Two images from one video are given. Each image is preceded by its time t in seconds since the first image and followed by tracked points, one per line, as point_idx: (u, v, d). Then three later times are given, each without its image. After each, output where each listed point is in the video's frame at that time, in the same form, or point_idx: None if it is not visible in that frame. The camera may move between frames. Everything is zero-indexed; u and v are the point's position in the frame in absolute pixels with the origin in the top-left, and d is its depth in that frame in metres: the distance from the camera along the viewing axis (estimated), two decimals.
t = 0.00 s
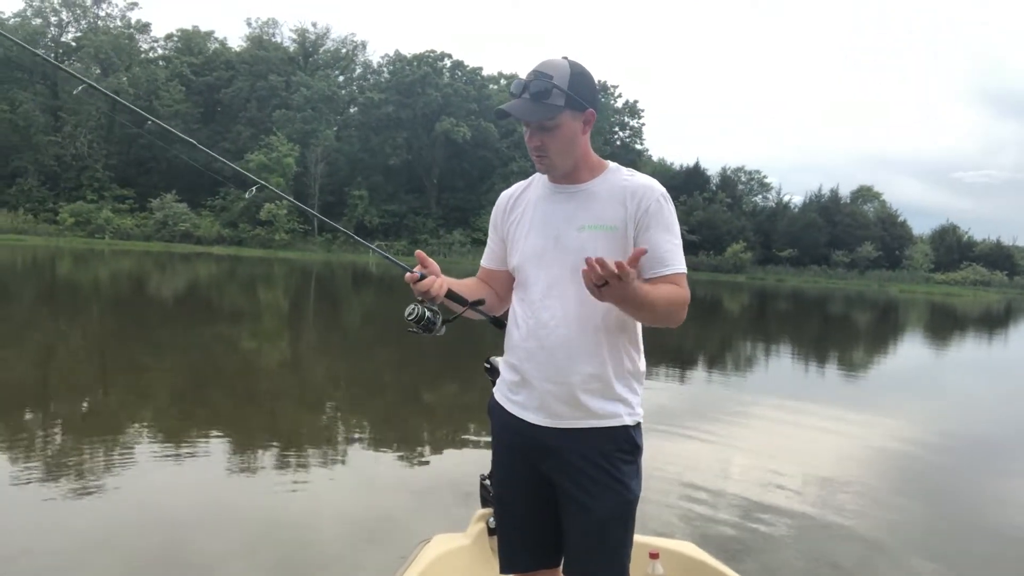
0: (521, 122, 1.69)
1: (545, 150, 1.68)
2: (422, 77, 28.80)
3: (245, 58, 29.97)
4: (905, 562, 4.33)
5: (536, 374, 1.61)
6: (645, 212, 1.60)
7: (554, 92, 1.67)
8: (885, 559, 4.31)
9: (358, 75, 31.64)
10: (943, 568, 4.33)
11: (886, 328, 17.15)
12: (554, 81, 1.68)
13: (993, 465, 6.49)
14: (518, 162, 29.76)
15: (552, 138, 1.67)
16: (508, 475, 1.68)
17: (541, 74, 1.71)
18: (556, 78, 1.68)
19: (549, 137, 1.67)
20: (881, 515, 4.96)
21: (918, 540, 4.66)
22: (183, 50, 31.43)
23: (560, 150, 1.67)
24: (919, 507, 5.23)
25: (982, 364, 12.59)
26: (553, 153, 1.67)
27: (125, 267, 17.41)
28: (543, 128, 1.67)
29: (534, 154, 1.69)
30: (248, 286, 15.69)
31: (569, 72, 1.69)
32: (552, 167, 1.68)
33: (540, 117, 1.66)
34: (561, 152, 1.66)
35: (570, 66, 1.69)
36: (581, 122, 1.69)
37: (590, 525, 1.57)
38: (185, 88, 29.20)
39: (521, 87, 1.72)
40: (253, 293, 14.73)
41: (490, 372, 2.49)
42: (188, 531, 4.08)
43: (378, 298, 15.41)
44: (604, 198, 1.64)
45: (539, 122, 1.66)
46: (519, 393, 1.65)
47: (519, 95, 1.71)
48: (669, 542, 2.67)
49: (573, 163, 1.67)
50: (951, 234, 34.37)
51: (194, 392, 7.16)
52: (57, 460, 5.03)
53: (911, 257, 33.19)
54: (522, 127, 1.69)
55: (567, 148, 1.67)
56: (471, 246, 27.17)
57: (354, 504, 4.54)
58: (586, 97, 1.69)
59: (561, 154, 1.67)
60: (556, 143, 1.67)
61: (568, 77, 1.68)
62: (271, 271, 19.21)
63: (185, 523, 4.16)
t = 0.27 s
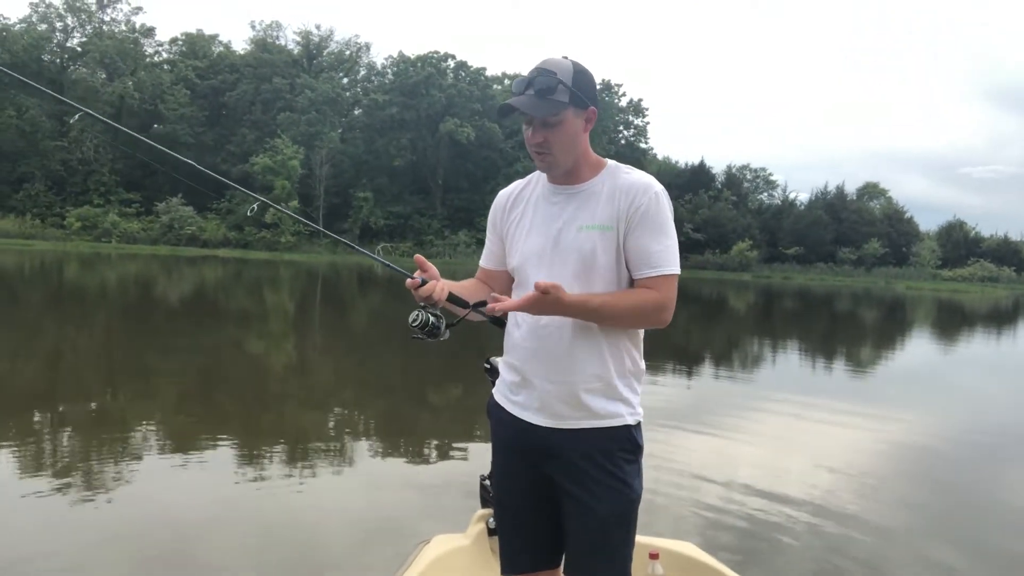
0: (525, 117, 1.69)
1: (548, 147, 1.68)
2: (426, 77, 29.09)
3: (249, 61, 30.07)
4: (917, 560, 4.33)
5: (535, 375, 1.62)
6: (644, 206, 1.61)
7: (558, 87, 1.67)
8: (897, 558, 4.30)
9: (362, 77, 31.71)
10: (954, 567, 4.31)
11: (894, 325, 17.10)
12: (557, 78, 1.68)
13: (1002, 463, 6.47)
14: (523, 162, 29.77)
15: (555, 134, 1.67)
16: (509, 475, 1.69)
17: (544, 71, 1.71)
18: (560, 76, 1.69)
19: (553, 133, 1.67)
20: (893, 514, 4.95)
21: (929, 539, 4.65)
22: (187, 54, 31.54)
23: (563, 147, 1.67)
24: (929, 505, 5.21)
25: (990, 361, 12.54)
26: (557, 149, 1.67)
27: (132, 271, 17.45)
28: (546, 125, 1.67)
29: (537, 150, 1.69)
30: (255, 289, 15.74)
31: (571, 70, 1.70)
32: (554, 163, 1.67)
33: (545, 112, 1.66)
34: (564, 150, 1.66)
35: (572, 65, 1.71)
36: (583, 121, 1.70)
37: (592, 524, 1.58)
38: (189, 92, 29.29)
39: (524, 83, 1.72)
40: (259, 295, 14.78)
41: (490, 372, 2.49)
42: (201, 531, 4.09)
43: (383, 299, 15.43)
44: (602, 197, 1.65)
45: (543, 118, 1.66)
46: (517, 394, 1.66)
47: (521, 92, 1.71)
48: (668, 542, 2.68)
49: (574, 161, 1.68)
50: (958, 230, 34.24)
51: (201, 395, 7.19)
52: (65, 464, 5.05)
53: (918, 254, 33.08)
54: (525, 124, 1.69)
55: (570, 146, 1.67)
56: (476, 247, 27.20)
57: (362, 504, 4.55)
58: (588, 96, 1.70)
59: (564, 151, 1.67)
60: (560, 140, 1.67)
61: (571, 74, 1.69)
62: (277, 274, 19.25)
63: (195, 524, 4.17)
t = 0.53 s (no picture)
0: (538, 101, 1.69)
1: (559, 133, 1.68)
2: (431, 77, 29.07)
3: (254, 61, 30.15)
4: (924, 557, 4.32)
5: (533, 376, 1.63)
6: (642, 201, 1.62)
7: (575, 76, 1.69)
8: (902, 555, 4.30)
9: (367, 77, 31.77)
10: (962, 565, 4.31)
11: (900, 324, 17.06)
12: (572, 69, 1.70)
13: (1009, 460, 6.45)
14: (528, 162, 29.79)
15: (566, 123, 1.68)
16: (507, 477, 1.70)
17: (559, 61, 1.72)
18: (574, 68, 1.71)
19: (565, 121, 1.68)
20: (899, 511, 4.94)
21: (935, 537, 4.63)
22: (193, 55, 31.65)
23: (573, 137, 1.68)
24: (936, 502, 5.20)
25: (996, 359, 12.50)
26: (567, 138, 1.68)
27: (139, 271, 17.52)
28: (560, 110, 1.68)
29: (546, 136, 1.69)
30: (261, 289, 15.79)
31: (585, 64, 1.73)
32: (562, 152, 1.68)
33: (561, 98, 1.67)
34: (574, 139, 1.68)
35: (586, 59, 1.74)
36: (590, 114, 1.73)
37: (588, 525, 1.59)
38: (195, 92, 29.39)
39: (536, 68, 1.72)
40: (264, 295, 14.83)
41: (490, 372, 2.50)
42: (205, 533, 4.10)
43: (389, 299, 15.46)
44: (601, 194, 1.66)
45: (558, 104, 1.67)
46: (515, 394, 1.67)
47: (537, 74, 1.71)
48: (668, 541, 2.69)
49: (581, 152, 1.69)
50: (965, 228, 34.10)
51: (207, 395, 7.23)
52: (73, 465, 5.08)
53: (925, 252, 32.97)
54: (538, 107, 1.69)
55: (579, 136, 1.69)
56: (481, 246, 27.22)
57: (368, 505, 4.56)
58: (597, 93, 1.74)
59: (573, 142, 1.68)
60: (572, 128, 1.69)
61: (584, 68, 1.72)
62: (283, 274, 19.31)
63: (203, 525, 4.19)
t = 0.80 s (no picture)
0: (547, 93, 1.70)
1: (566, 126, 1.68)
2: (436, 77, 28.74)
3: (260, 60, 30.16)
4: (931, 559, 4.30)
5: (535, 374, 1.63)
6: (645, 203, 1.62)
7: (584, 72, 1.70)
8: (910, 556, 4.28)
9: (373, 76, 31.76)
10: (969, 567, 4.29)
11: (906, 325, 16.97)
12: (582, 64, 1.70)
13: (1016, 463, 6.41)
14: (533, 161, 29.75)
15: (573, 117, 1.69)
16: (509, 475, 1.70)
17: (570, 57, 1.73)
18: (585, 64, 1.71)
19: (573, 115, 1.68)
20: (905, 513, 4.92)
21: (942, 538, 4.61)
22: (199, 53, 31.66)
23: (580, 132, 1.68)
24: (943, 504, 5.17)
25: (1004, 361, 12.42)
26: (573, 133, 1.68)
27: (144, 270, 17.54)
28: (567, 104, 1.69)
29: (551, 129, 1.69)
30: (266, 288, 15.80)
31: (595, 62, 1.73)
32: (568, 147, 1.68)
33: (569, 92, 1.68)
34: (580, 135, 1.68)
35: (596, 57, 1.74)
36: (597, 113, 1.73)
37: (590, 524, 1.59)
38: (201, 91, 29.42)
39: (546, 62, 1.73)
40: (269, 294, 14.83)
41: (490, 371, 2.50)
42: (208, 529, 4.11)
43: (394, 298, 15.45)
44: (605, 193, 1.66)
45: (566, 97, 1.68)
46: (517, 393, 1.68)
47: (547, 65, 1.70)
48: (669, 541, 2.68)
49: (587, 149, 1.69)
50: (972, 229, 33.94)
51: (212, 393, 7.24)
52: (79, 463, 5.08)
53: (931, 253, 32.84)
54: (547, 100, 1.70)
55: (585, 132, 1.69)
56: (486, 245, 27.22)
57: (373, 504, 4.55)
58: (605, 92, 1.74)
59: (579, 137, 1.68)
60: (579, 122, 1.69)
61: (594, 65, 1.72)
62: (288, 273, 19.33)
63: (208, 523, 4.19)
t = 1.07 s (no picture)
0: (546, 91, 1.70)
1: (564, 124, 1.68)
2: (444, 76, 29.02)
3: (268, 59, 30.25)
4: (938, 562, 4.27)
5: (536, 374, 1.64)
6: (647, 203, 1.61)
7: (584, 68, 1.69)
8: (916, 559, 4.25)
9: (380, 76, 31.82)
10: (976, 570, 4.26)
11: (913, 327, 16.89)
12: (582, 61, 1.70)
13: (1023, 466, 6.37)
14: (539, 161, 29.74)
15: (574, 114, 1.68)
16: (512, 474, 1.70)
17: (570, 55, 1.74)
18: (584, 61, 1.71)
19: (572, 113, 1.68)
20: (911, 515, 4.89)
21: (948, 541, 4.59)
22: (207, 52, 31.77)
23: (579, 129, 1.68)
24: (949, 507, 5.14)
25: (1011, 364, 12.34)
26: (571, 131, 1.68)
27: (151, 267, 17.59)
28: (565, 100, 1.69)
29: (551, 126, 1.69)
30: (271, 286, 15.82)
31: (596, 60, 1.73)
32: (567, 145, 1.68)
33: (568, 89, 1.68)
34: (580, 132, 1.68)
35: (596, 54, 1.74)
36: (598, 110, 1.73)
37: (591, 523, 1.59)
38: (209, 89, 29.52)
39: (547, 60, 1.73)
40: (274, 292, 14.85)
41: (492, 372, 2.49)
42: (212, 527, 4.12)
43: (399, 297, 15.46)
44: (606, 193, 1.66)
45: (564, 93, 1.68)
46: (520, 392, 1.68)
47: (546, 64, 1.71)
48: (670, 541, 2.68)
49: (586, 147, 1.69)
50: (980, 231, 33.77)
51: (217, 390, 7.27)
52: (84, 460, 5.11)
53: (939, 255, 32.69)
54: (546, 99, 1.70)
55: (584, 129, 1.68)
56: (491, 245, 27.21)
57: (378, 503, 4.55)
58: (607, 88, 1.74)
59: (579, 135, 1.68)
60: (577, 118, 1.68)
61: (594, 63, 1.72)
62: (294, 271, 19.36)
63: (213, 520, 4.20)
